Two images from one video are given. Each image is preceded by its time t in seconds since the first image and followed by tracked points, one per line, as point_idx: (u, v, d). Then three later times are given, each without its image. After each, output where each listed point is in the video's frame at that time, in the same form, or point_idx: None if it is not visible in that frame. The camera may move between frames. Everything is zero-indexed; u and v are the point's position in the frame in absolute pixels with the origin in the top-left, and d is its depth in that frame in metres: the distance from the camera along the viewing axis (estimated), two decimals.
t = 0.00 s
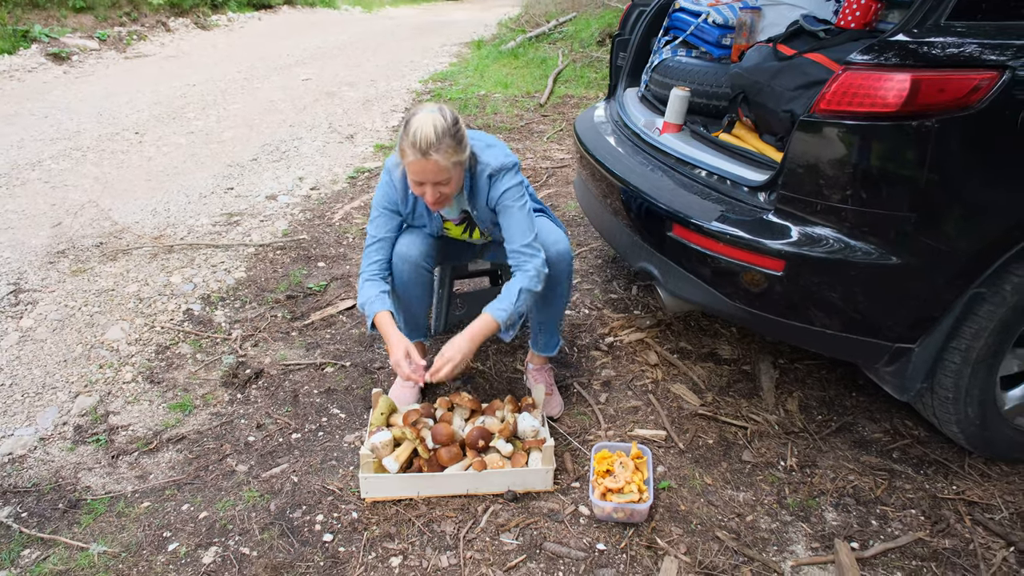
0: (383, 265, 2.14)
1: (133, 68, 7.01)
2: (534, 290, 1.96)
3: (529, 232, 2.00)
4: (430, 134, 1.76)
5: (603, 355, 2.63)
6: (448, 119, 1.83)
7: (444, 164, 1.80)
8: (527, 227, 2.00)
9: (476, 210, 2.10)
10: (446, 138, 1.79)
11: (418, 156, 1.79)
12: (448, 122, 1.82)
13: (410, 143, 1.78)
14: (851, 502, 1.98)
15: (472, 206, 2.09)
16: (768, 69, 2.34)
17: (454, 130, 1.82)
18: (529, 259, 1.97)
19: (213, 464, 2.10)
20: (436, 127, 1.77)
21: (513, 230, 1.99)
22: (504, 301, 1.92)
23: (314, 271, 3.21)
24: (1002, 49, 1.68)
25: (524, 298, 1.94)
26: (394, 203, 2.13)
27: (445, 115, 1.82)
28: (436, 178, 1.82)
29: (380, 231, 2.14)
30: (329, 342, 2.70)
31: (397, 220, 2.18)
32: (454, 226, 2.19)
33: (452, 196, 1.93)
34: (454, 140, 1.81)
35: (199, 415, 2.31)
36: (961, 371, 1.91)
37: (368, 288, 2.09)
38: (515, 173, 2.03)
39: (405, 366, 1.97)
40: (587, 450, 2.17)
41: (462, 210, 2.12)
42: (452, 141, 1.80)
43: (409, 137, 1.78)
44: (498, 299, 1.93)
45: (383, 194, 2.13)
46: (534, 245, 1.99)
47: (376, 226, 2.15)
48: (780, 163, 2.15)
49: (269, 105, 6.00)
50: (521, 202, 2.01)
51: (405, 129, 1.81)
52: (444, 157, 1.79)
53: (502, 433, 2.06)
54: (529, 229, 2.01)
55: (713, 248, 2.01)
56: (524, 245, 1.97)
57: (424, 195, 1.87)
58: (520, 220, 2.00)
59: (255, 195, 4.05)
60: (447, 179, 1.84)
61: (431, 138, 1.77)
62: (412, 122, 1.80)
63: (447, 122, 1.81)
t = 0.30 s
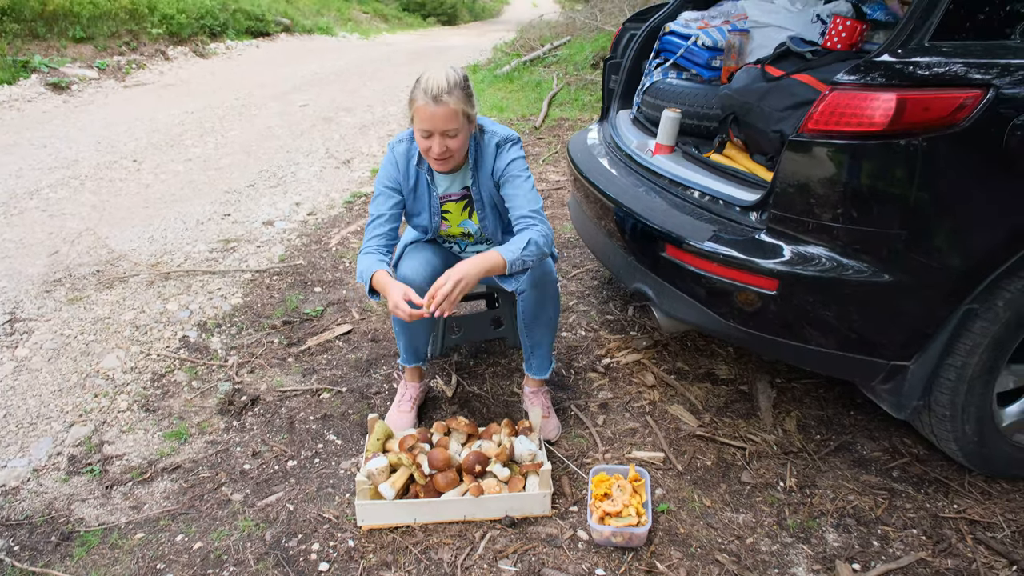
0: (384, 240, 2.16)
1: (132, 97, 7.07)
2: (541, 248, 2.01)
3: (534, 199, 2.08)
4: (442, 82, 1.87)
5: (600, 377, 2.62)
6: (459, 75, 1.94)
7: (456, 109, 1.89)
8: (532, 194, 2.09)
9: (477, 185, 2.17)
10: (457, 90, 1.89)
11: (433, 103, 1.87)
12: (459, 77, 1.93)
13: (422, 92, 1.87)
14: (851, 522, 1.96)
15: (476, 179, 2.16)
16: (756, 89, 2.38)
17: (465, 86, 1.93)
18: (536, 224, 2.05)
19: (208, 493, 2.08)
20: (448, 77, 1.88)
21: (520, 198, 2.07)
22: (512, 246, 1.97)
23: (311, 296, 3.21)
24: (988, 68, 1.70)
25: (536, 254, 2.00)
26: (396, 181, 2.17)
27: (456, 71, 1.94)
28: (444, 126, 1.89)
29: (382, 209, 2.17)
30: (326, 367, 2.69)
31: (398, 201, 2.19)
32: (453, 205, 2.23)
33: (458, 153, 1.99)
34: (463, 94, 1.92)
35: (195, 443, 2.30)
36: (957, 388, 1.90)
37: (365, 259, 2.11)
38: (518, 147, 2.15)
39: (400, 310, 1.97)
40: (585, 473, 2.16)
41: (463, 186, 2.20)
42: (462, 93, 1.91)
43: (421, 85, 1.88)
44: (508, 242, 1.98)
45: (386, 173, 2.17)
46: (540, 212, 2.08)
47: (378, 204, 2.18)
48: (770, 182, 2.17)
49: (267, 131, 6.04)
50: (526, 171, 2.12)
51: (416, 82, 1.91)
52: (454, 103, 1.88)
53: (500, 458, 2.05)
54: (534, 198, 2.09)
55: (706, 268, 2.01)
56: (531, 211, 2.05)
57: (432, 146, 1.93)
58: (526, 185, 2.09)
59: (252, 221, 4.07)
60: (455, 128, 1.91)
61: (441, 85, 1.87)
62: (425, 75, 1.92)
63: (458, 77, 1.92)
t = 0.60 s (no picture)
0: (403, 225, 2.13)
1: (131, 115, 7.11)
2: (532, 256, 2.22)
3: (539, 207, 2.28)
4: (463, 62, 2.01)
5: (599, 390, 2.62)
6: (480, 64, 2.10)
7: (474, 86, 2.02)
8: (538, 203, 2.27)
9: (491, 178, 2.26)
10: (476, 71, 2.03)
11: (452, 80, 2.00)
12: (479, 64, 2.08)
13: (443, 70, 2.02)
14: (854, 535, 1.95)
15: (491, 174, 2.25)
16: (752, 104, 2.42)
17: (485, 73, 2.07)
18: (532, 235, 2.25)
19: (206, 509, 2.07)
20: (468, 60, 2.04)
21: (523, 205, 2.26)
22: (506, 252, 2.16)
23: (310, 311, 3.21)
24: (980, 81, 1.72)
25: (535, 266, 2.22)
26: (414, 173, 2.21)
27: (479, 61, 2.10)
28: (461, 102, 2.01)
29: (400, 196, 2.16)
30: (325, 383, 2.69)
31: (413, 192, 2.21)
32: (466, 198, 2.29)
33: (472, 134, 2.08)
34: (483, 77, 2.06)
35: (193, 460, 2.29)
36: (958, 400, 1.90)
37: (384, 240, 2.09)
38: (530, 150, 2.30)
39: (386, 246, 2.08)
40: (586, 488, 2.15)
41: (477, 180, 2.27)
42: (482, 77, 2.05)
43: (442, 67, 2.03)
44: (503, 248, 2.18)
45: (404, 164, 2.22)
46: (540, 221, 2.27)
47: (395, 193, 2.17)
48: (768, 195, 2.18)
49: (266, 148, 6.08)
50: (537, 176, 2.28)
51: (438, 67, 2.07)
52: (473, 81, 2.01)
53: (501, 471, 2.04)
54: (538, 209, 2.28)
55: (704, 280, 2.02)
56: (532, 223, 2.25)
57: (447, 123, 2.04)
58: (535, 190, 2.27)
59: (251, 237, 4.08)
60: (471, 106, 2.03)
61: (461, 66, 2.02)
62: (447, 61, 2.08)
63: (478, 64, 2.07)
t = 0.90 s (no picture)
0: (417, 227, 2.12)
1: (131, 125, 7.12)
2: (530, 269, 2.22)
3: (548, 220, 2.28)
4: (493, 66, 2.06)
5: (600, 398, 2.61)
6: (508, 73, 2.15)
7: (503, 89, 2.05)
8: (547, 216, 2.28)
9: (507, 187, 2.26)
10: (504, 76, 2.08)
11: (481, 81, 2.03)
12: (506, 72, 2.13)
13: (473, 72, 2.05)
14: (857, 544, 1.94)
15: (507, 184, 2.26)
16: (752, 111, 2.42)
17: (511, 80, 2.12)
18: (535, 248, 2.25)
19: (205, 520, 2.06)
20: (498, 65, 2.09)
21: (532, 216, 2.26)
22: (504, 266, 2.18)
23: (309, 320, 3.21)
24: (981, 89, 1.72)
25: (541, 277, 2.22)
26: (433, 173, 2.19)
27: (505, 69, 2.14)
28: (489, 103, 2.04)
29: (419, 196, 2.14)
30: (325, 392, 2.68)
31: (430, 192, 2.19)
32: (481, 207, 2.28)
33: (495, 138, 2.09)
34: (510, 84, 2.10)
35: (192, 470, 2.28)
36: (961, 407, 1.90)
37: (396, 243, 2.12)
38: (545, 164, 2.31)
39: (389, 203, 2.07)
40: (588, 496, 2.14)
41: (494, 190, 2.27)
42: (510, 83, 2.09)
43: (471, 70, 2.07)
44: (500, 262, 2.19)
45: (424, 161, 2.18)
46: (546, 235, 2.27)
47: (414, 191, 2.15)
48: (769, 202, 2.18)
49: (265, 157, 6.09)
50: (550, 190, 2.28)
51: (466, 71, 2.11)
52: (503, 84, 2.05)
53: (502, 480, 2.02)
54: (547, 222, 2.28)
55: (705, 287, 2.01)
56: (536, 235, 2.25)
57: (472, 123, 2.05)
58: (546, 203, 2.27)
59: (251, 246, 4.08)
60: (498, 108, 2.05)
61: (491, 69, 2.06)
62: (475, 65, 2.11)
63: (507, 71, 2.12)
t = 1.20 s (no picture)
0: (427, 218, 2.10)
1: (124, 118, 7.08)
2: (529, 262, 2.21)
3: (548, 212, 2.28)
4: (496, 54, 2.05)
5: (595, 391, 2.61)
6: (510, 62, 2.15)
7: (507, 77, 2.04)
8: (546, 208, 2.27)
9: (510, 178, 2.26)
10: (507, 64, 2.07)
11: (485, 69, 2.02)
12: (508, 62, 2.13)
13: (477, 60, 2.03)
14: (851, 535, 1.94)
15: (510, 176, 2.25)
16: (748, 102, 2.41)
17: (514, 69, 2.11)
18: (534, 240, 2.25)
19: (198, 514, 2.05)
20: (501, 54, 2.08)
21: (533, 208, 2.26)
22: (503, 257, 2.17)
23: (303, 313, 3.19)
24: (977, 79, 1.72)
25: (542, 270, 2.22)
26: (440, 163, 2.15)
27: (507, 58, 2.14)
28: (494, 90, 2.02)
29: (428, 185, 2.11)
30: (319, 385, 2.66)
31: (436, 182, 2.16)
32: (484, 199, 2.27)
33: (501, 127, 2.07)
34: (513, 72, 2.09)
35: (185, 463, 2.26)
36: (955, 398, 1.90)
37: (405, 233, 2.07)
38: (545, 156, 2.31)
39: (405, 177, 2.01)
40: (582, 489, 2.13)
41: (497, 182, 2.27)
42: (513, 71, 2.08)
43: (474, 59, 2.06)
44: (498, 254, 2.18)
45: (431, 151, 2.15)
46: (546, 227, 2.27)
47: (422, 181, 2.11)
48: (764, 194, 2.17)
49: (259, 150, 6.05)
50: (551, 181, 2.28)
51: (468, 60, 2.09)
52: (507, 72, 2.04)
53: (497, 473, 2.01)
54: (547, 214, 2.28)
55: (701, 280, 2.01)
56: (537, 227, 2.25)
57: (478, 112, 2.03)
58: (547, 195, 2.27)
59: (244, 239, 4.05)
60: (502, 96, 2.04)
61: (495, 58, 2.05)
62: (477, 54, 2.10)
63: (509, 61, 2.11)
